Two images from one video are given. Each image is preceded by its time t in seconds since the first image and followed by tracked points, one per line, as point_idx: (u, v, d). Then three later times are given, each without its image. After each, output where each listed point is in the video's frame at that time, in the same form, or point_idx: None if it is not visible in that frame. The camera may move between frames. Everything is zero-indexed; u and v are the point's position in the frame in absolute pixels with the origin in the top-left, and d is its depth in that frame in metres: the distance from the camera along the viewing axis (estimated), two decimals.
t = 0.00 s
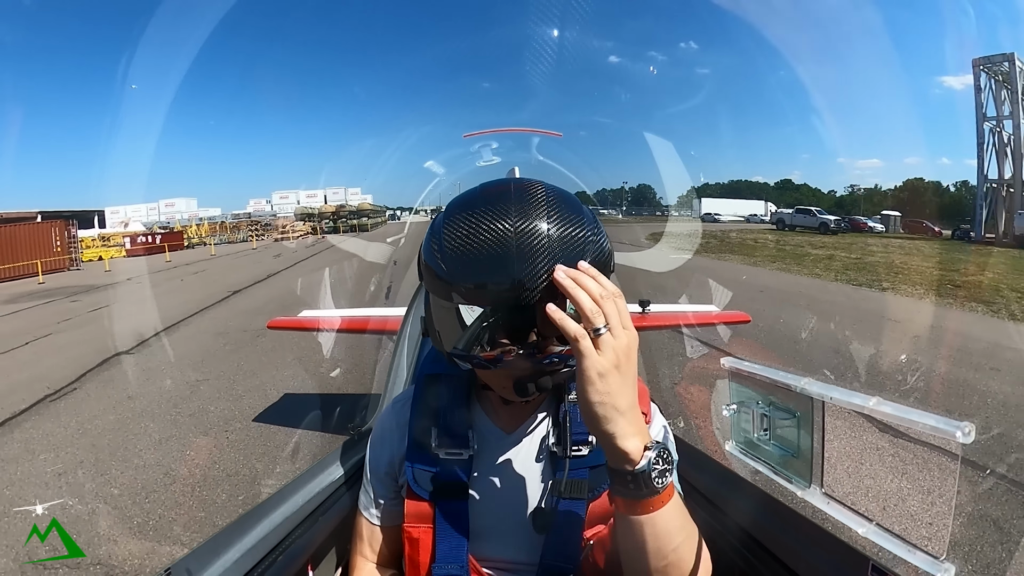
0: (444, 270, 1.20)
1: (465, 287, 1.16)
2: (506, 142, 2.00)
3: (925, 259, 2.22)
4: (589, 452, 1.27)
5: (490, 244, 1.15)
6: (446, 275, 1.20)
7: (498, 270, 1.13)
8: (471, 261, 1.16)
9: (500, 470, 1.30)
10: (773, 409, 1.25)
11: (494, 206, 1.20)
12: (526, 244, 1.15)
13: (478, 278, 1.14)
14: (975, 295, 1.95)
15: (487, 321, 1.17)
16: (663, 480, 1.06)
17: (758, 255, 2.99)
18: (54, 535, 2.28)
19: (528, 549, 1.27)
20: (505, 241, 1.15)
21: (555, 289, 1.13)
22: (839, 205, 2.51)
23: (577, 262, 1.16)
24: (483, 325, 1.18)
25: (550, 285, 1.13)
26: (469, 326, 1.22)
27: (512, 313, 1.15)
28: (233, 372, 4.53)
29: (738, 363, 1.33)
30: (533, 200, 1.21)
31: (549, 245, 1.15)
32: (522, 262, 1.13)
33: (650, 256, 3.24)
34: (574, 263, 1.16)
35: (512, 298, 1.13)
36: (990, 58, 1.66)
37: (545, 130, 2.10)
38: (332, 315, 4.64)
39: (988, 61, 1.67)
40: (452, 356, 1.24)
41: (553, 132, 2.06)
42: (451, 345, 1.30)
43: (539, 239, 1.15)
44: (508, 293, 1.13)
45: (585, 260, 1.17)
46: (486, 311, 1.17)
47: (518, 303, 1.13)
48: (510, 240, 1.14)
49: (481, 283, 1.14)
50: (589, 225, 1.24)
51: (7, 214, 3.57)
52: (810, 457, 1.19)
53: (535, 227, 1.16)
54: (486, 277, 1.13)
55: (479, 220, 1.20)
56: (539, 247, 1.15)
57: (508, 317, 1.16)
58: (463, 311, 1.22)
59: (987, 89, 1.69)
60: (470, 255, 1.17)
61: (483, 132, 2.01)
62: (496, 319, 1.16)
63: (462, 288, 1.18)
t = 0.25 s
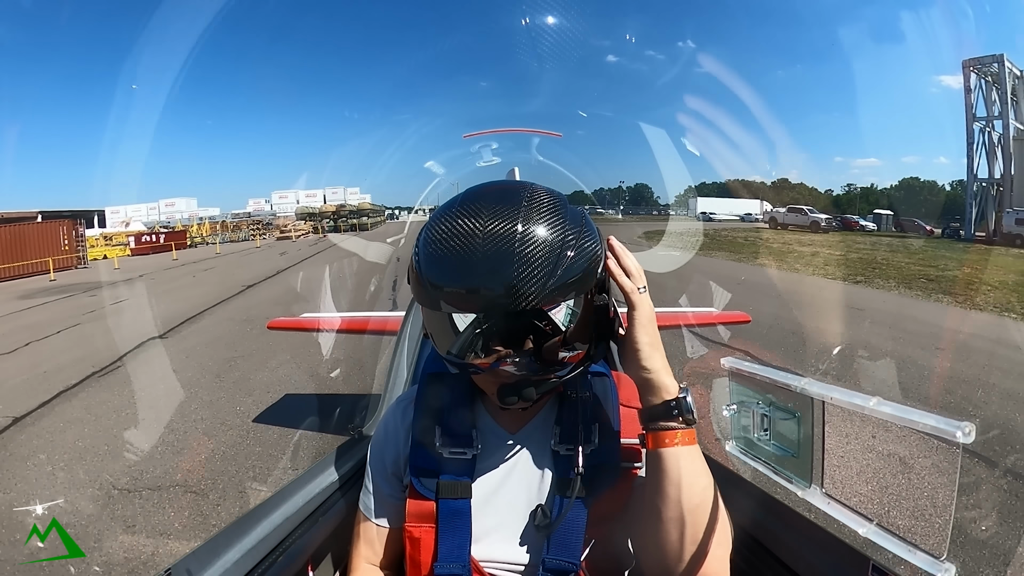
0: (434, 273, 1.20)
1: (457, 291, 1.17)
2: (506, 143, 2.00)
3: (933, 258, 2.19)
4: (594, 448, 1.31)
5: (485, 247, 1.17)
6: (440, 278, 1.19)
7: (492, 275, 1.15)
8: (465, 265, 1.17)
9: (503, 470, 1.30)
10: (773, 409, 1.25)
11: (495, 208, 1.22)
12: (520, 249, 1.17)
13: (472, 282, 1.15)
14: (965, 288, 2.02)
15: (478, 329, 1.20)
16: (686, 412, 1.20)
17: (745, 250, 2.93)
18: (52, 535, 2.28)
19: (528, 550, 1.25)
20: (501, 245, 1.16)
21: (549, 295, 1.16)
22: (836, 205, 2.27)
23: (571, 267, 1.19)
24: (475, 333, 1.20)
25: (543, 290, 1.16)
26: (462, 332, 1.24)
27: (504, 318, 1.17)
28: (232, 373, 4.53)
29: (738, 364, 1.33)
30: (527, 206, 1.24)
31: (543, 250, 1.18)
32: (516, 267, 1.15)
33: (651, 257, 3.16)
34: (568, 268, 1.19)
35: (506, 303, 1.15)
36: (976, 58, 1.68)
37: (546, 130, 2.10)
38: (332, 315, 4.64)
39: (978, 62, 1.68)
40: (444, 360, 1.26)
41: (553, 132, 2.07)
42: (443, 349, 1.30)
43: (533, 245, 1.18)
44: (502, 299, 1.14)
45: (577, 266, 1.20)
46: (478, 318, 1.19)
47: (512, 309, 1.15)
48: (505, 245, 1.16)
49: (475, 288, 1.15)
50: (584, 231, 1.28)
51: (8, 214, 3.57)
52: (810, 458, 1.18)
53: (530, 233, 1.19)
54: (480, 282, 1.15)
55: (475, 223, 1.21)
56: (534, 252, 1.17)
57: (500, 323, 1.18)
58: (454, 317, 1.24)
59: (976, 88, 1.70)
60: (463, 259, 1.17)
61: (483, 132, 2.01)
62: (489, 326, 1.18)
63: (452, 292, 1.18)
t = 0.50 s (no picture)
0: (432, 275, 1.20)
1: (456, 293, 1.17)
2: (506, 143, 2.00)
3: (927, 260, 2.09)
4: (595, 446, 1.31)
5: (483, 249, 1.17)
6: (438, 281, 1.20)
7: (490, 277, 1.15)
8: (463, 267, 1.17)
9: (503, 469, 1.30)
10: (773, 410, 1.25)
11: (493, 210, 1.22)
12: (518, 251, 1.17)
13: (470, 284, 1.16)
14: (964, 289, 1.91)
15: (476, 332, 1.19)
16: (689, 382, 1.25)
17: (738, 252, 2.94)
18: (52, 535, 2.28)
19: (528, 550, 1.25)
20: (499, 247, 1.17)
21: (548, 298, 1.16)
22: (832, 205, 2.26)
23: (569, 269, 1.19)
24: (473, 336, 1.19)
25: (542, 293, 1.16)
26: (457, 336, 1.22)
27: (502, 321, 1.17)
28: (232, 372, 4.54)
29: (737, 364, 1.33)
30: (525, 208, 1.24)
31: (541, 253, 1.18)
32: (514, 269, 1.15)
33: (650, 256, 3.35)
34: (565, 271, 1.19)
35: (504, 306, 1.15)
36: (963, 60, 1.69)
37: (546, 130, 2.10)
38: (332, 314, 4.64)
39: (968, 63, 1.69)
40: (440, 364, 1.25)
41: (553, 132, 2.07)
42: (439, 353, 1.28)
43: (531, 247, 1.18)
44: (500, 301, 1.15)
45: (575, 268, 1.20)
46: (475, 322, 1.19)
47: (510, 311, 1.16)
48: (503, 247, 1.16)
49: (473, 290, 1.16)
50: (583, 233, 1.28)
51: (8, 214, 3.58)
52: (810, 458, 1.18)
53: (529, 234, 1.19)
54: (478, 284, 1.15)
55: (472, 224, 1.21)
56: (532, 254, 1.17)
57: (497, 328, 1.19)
58: (450, 320, 1.22)
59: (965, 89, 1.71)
60: (461, 261, 1.18)
61: (483, 132, 2.01)
62: (486, 330, 1.18)
63: (450, 294, 1.18)
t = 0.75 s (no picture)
0: (432, 269, 1.22)
1: (456, 286, 1.19)
2: (506, 143, 2.01)
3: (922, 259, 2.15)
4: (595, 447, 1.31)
5: (482, 243, 1.19)
6: (435, 271, 1.22)
7: (490, 271, 1.17)
8: (463, 261, 1.19)
9: (504, 470, 1.30)
10: (773, 409, 1.25)
11: (491, 204, 1.24)
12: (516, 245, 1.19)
13: (469, 278, 1.18)
14: (964, 288, 1.98)
15: (478, 323, 1.21)
16: (686, 378, 1.23)
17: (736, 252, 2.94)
18: (51, 535, 2.28)
19: (528, 551, 1.25)
20: (497, 242, 1.19)
21: (545, 291, 1.17)
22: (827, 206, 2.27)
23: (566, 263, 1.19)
24: (475, 327, 1.21)
25: (539, 286, 1.17)
26: (459, 328, 1.22)
27: (502, 313, 1.19)
28: (231, 372, 4.54)
29: (738, 364, 1.33)
30: (525, 202, 1.25)
31: (539, 246, 1.19)
32: (512, 263, 1.17)
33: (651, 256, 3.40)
34: (564, 264, 1.19)
35: (504, 298, 1.17)
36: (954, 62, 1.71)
37: (546, 130, 2.10)
38: (331, 315, 4.63)
39: (956, 66, 1.72)
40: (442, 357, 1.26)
41: (553, 132, 2.07)
42: (440, 347, 1.29)
43: (529, 241, 1.19)
44: (500, 294, 1.17)
45: (573, 261, 1.20)
46: (478, 312, 1.20)
47: (509, 303, 1.18)
48: (502, 240, 1.18)
49: (473, 283, 1.18)
50: (582, 226, 1.28)
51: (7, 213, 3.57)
52: (810, 458, 1.18)
53: (527, 228, 1.20)
54: (478, 277, 1.18)
55: (472, 218, 1.23)
56: (530, 248, 1.19)
57: (498, 319, 1.20)
58: (451, 312, 1.22)
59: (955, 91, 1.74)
60: (461, 255, 1.20)
61: (483, 132, 2.01)
62: (488, 322, 1.20)
63: (451, 287, 1.20)
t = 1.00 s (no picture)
0: (427, 271, 1.22)
1: (451, 288, 1.19)
2: (506, 143, 2.00)
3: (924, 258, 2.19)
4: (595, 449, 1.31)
5: (475, 246, 1.19)
6: (428, 275, 1.22)
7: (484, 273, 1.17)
8: (457, 263, 1.19)
9: (504, 471, 1.30)
10: (773, 410, 1.25)
11: (483, 208, 1.23)
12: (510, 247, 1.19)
13: (463, 280, 1.18)
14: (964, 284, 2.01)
15: (473, 325, 1.21)
16: (683, 378, 1.23)
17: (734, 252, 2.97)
18: (51, 535, 2.28)
19: (527, 551, 1.24)
20: (490, 244, 1.18)
21: (539, 293, 1.17)
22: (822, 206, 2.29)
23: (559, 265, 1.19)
24: (470, 329, 1.21)
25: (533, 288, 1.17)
26: (455, 331, 1.22)
27: (496, 315, 1.19)
28: (231, 372, 4.54)
29: (738, 364, 1.33)
30: (518, 204, 1.25)
31: (533, 248, 1.19)
32: (506, 265, 1.17)
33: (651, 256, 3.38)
34: (557, 266, 1.19)
35: (498, 300, 1.17)
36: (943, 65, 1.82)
37: (546, 130, 2.10)
38: (332, 315, 4.63)
39: (945, 70, 1.82)
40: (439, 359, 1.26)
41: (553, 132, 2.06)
42: (437, 348, 1.28)
43: (522, 243, 1.19)
44: (495, 296, 1.17)
45: (566, 263, 1.20)
46: (472, 314, 1.20)
47: (503, 305, 1.18)
48: (495, 243, 1.18)
49: (468, 285, 1.18)
50: (576, 229, 1.27)
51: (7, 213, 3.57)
52: (810, 458, 1.18)
53: (520, 230, 1.19)
54: (472, 280, 1.18)
55: (465, 221, 1.23)
56: (523, 250, 1.18)
57: (492, 321, 1.20)
58: (446, 314, 1.22)
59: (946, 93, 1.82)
60: (455, 257, 1.20)
61: (483, 132, 2.01)
62: (482, 324, 1.20)
63: (446, 289, 1.20)
